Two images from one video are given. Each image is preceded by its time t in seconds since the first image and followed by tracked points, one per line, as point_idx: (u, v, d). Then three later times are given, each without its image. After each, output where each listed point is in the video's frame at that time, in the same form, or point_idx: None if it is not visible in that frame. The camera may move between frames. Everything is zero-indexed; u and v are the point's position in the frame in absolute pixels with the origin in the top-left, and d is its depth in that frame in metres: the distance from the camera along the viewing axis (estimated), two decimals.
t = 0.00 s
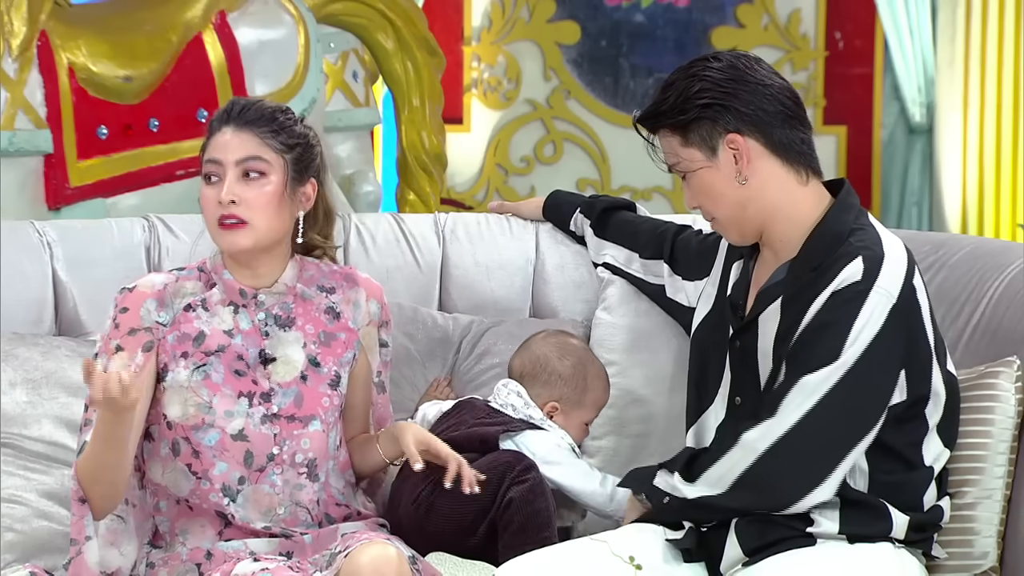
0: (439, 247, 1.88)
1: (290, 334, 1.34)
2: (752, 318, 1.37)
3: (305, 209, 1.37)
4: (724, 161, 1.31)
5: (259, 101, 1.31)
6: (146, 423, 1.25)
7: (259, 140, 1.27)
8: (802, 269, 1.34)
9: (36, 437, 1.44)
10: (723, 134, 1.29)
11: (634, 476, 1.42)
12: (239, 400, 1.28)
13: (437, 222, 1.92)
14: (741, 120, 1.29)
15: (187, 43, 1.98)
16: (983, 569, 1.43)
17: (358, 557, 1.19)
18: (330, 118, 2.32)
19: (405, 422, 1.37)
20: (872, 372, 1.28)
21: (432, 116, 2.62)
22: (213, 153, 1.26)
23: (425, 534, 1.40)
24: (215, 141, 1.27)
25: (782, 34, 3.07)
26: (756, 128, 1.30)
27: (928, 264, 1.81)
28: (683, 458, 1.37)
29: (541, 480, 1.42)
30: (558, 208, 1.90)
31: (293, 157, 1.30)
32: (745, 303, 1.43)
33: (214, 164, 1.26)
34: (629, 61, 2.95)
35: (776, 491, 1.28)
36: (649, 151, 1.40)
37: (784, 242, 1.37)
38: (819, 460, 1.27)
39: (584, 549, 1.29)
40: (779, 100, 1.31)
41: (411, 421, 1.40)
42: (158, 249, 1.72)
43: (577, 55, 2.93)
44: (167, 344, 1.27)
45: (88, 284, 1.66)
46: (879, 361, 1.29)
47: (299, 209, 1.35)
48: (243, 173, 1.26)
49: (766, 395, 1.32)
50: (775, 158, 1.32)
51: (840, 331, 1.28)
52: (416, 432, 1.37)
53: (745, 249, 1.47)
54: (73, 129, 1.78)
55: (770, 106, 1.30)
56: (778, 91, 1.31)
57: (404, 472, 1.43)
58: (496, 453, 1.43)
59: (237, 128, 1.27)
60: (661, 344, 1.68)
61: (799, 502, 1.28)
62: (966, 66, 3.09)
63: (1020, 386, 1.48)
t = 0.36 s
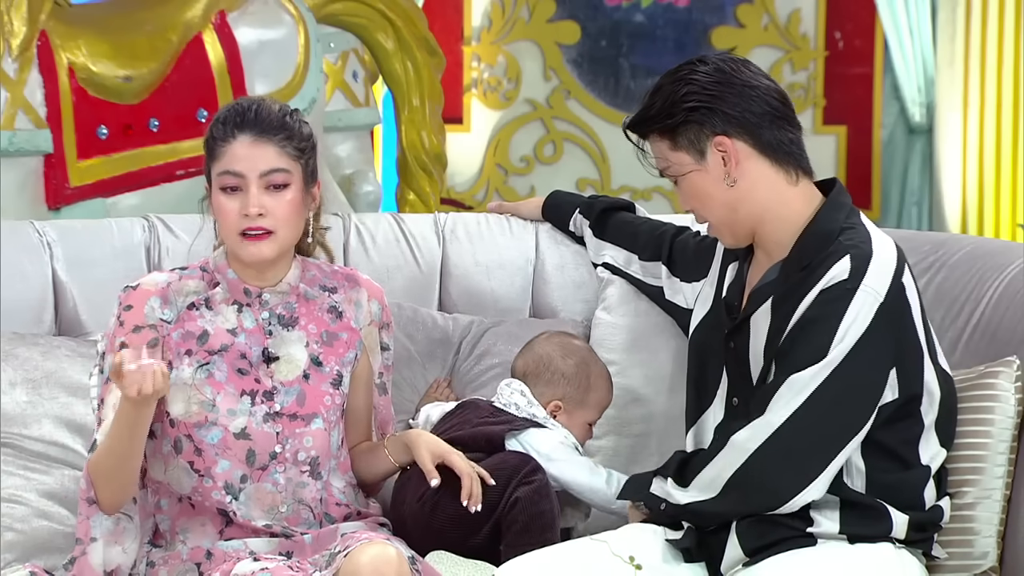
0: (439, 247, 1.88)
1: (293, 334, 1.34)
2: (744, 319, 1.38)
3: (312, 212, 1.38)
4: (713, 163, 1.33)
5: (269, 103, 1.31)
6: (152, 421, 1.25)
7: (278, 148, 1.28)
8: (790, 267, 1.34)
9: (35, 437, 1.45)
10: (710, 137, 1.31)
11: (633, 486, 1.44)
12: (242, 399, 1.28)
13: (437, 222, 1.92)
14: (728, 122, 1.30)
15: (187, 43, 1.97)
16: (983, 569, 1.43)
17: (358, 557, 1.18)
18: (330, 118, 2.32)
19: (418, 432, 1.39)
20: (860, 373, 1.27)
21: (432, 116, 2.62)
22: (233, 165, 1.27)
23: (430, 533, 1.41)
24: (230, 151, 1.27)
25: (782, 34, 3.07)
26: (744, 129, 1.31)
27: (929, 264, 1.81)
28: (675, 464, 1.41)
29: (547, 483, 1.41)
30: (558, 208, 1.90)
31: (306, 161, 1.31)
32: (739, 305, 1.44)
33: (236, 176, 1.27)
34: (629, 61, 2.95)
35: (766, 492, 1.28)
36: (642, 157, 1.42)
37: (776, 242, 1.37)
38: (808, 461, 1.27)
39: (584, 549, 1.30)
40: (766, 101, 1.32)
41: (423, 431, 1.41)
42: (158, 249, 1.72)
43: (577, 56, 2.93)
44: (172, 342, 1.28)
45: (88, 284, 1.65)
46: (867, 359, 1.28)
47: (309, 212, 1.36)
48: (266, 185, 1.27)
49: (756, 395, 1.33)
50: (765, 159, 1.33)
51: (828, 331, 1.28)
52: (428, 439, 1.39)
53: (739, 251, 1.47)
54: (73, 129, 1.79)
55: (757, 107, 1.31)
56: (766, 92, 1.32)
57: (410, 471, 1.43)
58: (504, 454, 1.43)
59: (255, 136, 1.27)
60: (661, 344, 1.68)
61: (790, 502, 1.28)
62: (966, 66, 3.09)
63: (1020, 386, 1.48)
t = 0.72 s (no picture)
0: (439, 247, 1.89)
1: (292, 334, 1.34)
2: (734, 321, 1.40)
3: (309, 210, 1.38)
4: (702, 167, 1.34)
5: (263, 104, 1.29)
6: (150, 423, 1.25)
7: (274, 149, 1.26)
8: (776, 266, 1.36)
9: (35, 437, 1.44)
10: (698, 141, 1.31)
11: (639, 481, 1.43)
12: (240, 400, 1.28)
13: (437, 222, 1.93)
14: (716, 126, 1.31)
15: (187, 42, 1.98)
16: (983, 569, 1.43)
17: (357, 557, 1.19)
18: (330, 117, 2.32)
19: (409, 438, 1.37)
20: (842, 371, 1.29)
21: (432, 116, 2.62)
22: (230, 166, 1.25)
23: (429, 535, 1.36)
24: (228, 152, 1.25)
25: (782, 34, 3.07)
26: (731, 132, 1.32)
27: (929, 263, 1.81)
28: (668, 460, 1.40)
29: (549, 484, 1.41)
30: (557, 208, 1.91)
31: (303, 161, 1.30)
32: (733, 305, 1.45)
33: (234, 178, 1.25)
34: (629, 61, 2.95)
35: (750, 488, 1.29)
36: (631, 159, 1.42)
37: (766, 243, 1.40)
38: (790, 459, 1.28)
39: (585, 550, 1.29)
40: (754, 103, 1.33)
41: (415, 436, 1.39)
42: (158, 249, 1.72)
43: (577, 55, 2.93)
44: (168, 343, 1.28)
45: (88, 284, 1.66)
46: (852, 356, 1.29)
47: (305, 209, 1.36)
48: (265, 186, 1.26)
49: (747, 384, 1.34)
50: (753, 161, 1.35)
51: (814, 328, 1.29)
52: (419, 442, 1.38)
53: (736, 253, 1.48)
54: (73, 129, 1.79)
55: (745, 109, 1.32)
56: (753, 94, 1.33)
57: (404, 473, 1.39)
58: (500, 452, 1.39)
59: (252, 138, 1.25)
60: (660, 344, 1.66)
61: (772, 501, 1.29)
62: (966, 66, 3.09)
63: (1020, 386, 1.48)
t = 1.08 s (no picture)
0: (438, 247, 1.88)
1: (288, 334, 1.34)
2: (727, 321, 1.41)
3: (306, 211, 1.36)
4: (698, 167, 1.35)
5: (259, 104, 1.30)
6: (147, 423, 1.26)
7: (266, 149, 1.28)
8: (769, 264, 1.36)
9: (36, 436, 1.44)
10: (693, 141, 1.33)
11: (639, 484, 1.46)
12: (237, 400, 1.28)
13: (436, 222, 1.92)
14: (711, 126, 1.33)
15: (187, 42, 1.97)
16: (982, 569, 1.43)
17: (355, 557, 1.19)
18: (330, 117, 2.32)
19: (395, 448, 1.34)
20: (832, 371, 1.28)
21: (432, 116, 2.61)
22: (223, 164, 1.26)
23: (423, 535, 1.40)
24: (222, 150, 1.27)
25: (782, 34, 3.07)
26: (727, 132, 1.33)
27: (929, 263, 1.81)
28: (662, 459, 1.41)
29: (536, 484, 1.44)
30: (557, 208, 1.91)
31: (297, 163, 1.31)
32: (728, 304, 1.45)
33: (225, 176, 1.26)
34: (629, 61, 2.95)
35: (745, 488, 1.29)
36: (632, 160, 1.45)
37: (761, 242, 1.39)
38: (782, 458, 1.28)
39: (584, 550, 1.29)
40: (750, 103, 1.33)
41: (400, 445, 1.36)
42: (158, 249, 1.72)
43: (577, 55, 2.93)
44: (164, 344, 1.28)
45: (88, 284, 1.65)
46: (842, 356, 1.28)
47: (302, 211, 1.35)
48: (257, 185, 1.27)
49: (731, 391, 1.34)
50: (749, 161, 1.35)
51: (803, 326, 1.28)
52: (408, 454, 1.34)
53: (733, 252, 1.48)
54: (73, 128, 1.79)
55: (740, 109, 1.33)
56: (748, 94, 1.34)
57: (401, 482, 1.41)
58: (495, 458, 1.44)
59: (245, 138, 1.27)
60: (661, 343, 1.67)
61: (764, 500, 1.29)
62: (966, 66, 3.09)
63: (1020, 386, 1.48)
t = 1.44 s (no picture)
0: (439, 246, 1.88)
1: (282, 334, 1.35)
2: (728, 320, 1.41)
3: (285, 212, 1.30)
4: (696, 166, 1.33)
5: (235, 104, 1.24)
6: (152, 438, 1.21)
7: (229, 149, 1.18)
8: (767, 263, 1.37)
9: (35, 436, 1.38)
10: (691, 141, 1.31)
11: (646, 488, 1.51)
12: (234, 400, 1.26)
13: (437, 222, 1.92)
14: (709, 126, 1.31)
15: (187, 42, 1.99)
16: (983, 569, 1.43)
17: (357, 557, 1.19)
18: (330, 117, 2.32)
19: (403, 443, 1.40)
20: (833, 371, 1.28)
21: (432, 116, 2.62)
22: (187, 160, 1.18)
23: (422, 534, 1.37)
24: (190, 147, 1.18)
25: (782, 33, 3.07)
26: (724, 132, 1.32)
27: (929, 263, 1.81)
28: (665, 462, 1.40)
29: (540, 485, 1.44)
30: (557, 208, 1.92)
31: (264, 163, 1.22)
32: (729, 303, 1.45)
33: (186, 172, 1.18)
34: (629, 60, 2.95)
35: (748, 488, 1.29)
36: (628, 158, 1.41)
37: (760, 241, 1.40)
38: (781, 457, 1.28)
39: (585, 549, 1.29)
40: (747, 102, 1.32)
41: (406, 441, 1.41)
42: (158, 249, 1.76)
43: (577, 55, 2.93)
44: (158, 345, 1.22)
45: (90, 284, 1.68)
46: (842, 354, 1.28)
47: (279, 212, 1.28)
48: (214, 183, 1.18)
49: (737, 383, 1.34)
50: (748, 161, 1.35)
51: (803, 324, 1.28)
52: (415, 454, 1.39)
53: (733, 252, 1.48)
54: (73, 128, 1.77)
55: (737, 109, 1.31)
56: (746, 93, 1.32)
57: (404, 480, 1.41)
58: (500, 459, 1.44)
59: (208, 136, 1.18)
60: (659, 344, 1.67)
61: (768, 499, 1.30)
62: (966, 66, 3.09)
63: (1020, 386, 1.48)
